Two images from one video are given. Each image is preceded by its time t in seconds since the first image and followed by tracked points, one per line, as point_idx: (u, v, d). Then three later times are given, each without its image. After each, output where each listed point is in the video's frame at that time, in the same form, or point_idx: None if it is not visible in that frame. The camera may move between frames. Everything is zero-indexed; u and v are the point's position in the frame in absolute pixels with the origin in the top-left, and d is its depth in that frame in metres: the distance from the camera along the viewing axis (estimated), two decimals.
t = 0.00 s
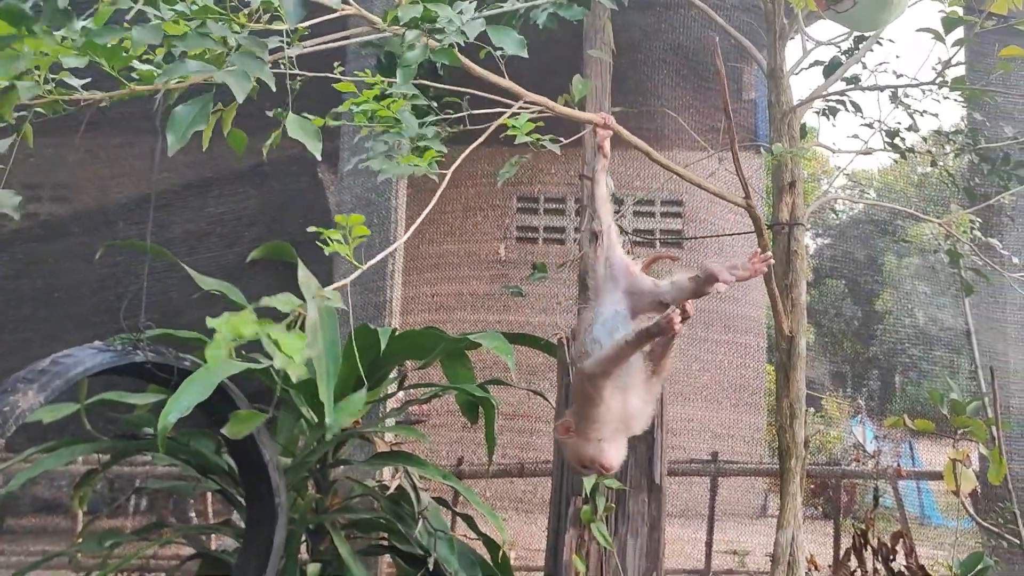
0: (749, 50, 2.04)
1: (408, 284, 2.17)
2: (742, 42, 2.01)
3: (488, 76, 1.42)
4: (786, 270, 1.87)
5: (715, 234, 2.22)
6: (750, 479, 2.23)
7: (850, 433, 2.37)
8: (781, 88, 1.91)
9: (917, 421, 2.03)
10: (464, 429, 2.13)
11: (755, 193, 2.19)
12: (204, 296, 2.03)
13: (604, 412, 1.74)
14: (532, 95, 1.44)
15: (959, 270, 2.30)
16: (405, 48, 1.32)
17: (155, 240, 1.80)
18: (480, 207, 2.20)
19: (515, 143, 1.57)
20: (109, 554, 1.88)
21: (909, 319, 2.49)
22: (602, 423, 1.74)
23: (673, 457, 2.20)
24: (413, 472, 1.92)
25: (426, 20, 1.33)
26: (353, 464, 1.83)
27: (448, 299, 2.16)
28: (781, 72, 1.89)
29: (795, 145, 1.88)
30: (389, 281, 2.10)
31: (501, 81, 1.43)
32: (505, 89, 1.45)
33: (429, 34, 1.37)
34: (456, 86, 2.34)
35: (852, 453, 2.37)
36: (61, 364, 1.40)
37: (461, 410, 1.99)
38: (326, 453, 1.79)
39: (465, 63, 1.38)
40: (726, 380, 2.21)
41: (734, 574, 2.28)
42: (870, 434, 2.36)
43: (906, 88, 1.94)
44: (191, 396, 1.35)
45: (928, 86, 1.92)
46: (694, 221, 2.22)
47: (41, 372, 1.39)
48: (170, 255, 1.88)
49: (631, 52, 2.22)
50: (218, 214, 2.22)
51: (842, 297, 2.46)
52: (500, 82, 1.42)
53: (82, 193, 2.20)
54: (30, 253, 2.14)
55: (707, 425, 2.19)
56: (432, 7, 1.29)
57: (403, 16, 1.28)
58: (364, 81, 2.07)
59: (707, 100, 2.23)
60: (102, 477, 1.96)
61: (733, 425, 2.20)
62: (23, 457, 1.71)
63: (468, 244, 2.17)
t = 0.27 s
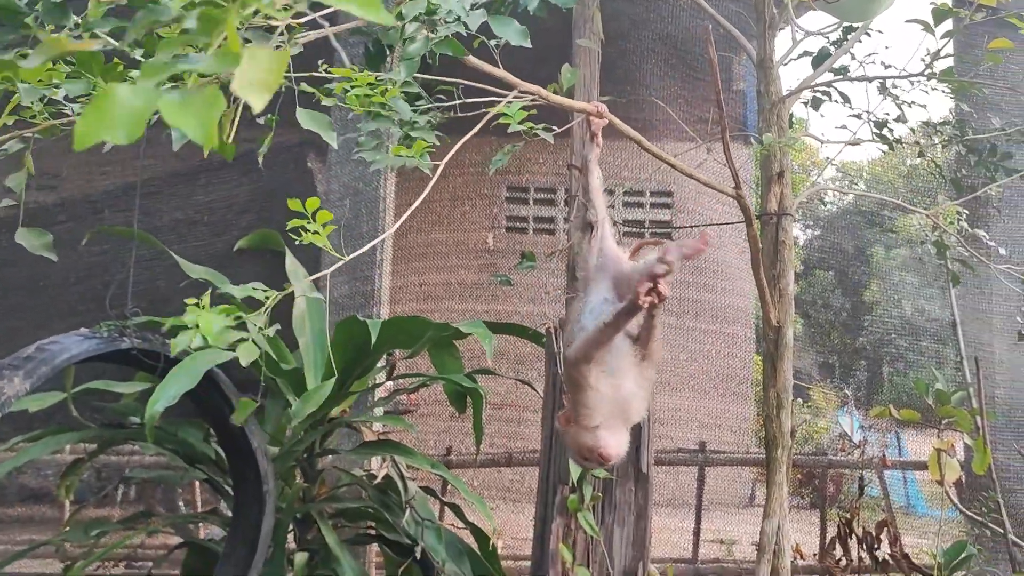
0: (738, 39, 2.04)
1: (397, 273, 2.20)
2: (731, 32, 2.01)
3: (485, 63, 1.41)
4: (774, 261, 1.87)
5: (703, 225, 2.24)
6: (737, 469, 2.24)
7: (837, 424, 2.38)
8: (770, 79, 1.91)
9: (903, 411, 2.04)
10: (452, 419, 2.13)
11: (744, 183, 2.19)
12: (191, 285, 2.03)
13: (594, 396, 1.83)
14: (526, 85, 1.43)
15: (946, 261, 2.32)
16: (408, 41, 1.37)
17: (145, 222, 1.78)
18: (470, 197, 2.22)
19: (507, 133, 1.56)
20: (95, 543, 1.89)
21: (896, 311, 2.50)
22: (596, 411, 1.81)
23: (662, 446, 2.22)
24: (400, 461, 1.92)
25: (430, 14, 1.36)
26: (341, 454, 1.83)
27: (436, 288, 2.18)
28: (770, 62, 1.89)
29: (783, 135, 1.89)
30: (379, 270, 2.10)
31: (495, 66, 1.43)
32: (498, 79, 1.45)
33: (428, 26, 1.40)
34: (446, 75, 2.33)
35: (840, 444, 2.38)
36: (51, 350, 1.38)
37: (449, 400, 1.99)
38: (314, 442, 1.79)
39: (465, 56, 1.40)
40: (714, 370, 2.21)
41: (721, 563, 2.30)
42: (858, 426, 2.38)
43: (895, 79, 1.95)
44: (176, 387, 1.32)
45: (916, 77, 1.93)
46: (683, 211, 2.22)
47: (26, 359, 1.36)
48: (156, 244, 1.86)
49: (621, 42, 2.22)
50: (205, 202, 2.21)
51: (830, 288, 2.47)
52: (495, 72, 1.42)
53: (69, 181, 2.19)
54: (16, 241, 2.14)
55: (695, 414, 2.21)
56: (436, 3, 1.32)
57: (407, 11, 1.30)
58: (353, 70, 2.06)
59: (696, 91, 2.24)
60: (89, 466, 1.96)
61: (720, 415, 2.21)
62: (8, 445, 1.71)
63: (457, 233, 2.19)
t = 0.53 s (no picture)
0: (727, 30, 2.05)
1: (387, 264, 2.22)
2: (721, 23, 2.01)
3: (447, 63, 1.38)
4: (761, 252, 1.88)
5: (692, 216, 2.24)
6: (725, 459, 2.25)
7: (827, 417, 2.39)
8: (758, 70, 1.91)
9: (890, 402, 2.05)
10: (442, 409, 2.15)
11: (733, 175, 2.19)
12: (179, 276, 2.03)
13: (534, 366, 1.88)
14: (500, 83, 1.42)
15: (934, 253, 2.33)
16: (363, 49, 1.32)
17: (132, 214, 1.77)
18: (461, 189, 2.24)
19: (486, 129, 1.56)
20: (83, 532, 1.89)
21: (887, 304, 2.49)
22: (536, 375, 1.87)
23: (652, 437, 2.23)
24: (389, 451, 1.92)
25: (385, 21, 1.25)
26: (330, 444, 1.83)
27: (425, 279, 2.20)
28: (759, 53, 1.89)
29: (772, 126, 1.89)
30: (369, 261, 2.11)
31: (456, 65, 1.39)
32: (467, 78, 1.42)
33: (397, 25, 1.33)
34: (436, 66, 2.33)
35: (828, 436, 2.39)
36: (38, 341, 1.35)
37: (438, 391, 1.99)
38: (303, 432, 1.79)
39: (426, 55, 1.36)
40: (702, 361, 2.23)
41: (709, 553, 2.31)
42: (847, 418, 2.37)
43: (884, 71, 1.95)
44: (157, 373, 1.32)
45: (905, 68, 1.93)
46: (673, 203, 2.23)
47: (12, 351, 1.33)
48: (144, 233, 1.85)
49: (612, 33, 2.23)
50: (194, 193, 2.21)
51: (821, 280, 2.47)
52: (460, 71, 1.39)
53: (58, 171, 2.19)
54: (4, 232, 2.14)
55: (684, 406, 2.21)
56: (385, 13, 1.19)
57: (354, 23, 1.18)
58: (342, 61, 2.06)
59: (685, 82, 2.25)
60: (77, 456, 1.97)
61: (708, 406, 2.23)
62: None
63: (446, 225, 2.21)
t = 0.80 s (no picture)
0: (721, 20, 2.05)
1: (380, 254, 2.21)
2: (715, 14, 2.01)
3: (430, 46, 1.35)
4: (753, 244, 1.88)
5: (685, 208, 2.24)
6: (717, 451, 2.26)
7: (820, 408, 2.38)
8: (751, 61, 1.91)
9: (882, 394, 2.06)
10: (433, 400, 2.14)
11: (727, 166, 2.19)
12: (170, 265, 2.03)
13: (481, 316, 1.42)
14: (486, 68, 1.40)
15: (925, 245, 2.33)
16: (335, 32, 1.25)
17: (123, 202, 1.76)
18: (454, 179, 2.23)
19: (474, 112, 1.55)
20: (74, 522, 1.88)
21: (880, 296, 2.50)
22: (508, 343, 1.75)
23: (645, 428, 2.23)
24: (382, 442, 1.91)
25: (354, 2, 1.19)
26: (322, 434, 1.82)
27: (418, 270, 2.20)
28: (752, 44, 1.89)
29: (764, 117, 1.89)
30: (361, 252, 2.11)
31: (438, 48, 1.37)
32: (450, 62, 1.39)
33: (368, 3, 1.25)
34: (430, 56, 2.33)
35: (820, 428, 2.40)
36: (25, 332, 1.34)
37: (431, 382, 1.99)
38: (295, 422, 1.79)
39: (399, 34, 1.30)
40: (694, 352, 2.24)
41: (702, 545, 2.32)
42: (839, 408, 2.37)
43: (877, 62, 1.95)
44: (155, 361, 1.31)
45: (897, 59, 1.93)
46: (666, 194, 2.22)
47: (2, 343, 1.33)
48: (136, 223, 1.84)
49: (605, 23, 2.23)
50: (186, 183, 2.22)
51: (814, 273, 2.47)
52: (445, 54, 1.36)
53: (49, 161, 2.18)
54: None
55: (675, 397, 2.22)
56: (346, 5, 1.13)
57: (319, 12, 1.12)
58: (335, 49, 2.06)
59: (679, 72, 2.25)
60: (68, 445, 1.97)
61: (700, 398, 2.24)
62: None
63: (439, 215, 2.20)
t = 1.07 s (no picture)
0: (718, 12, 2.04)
1: (375, 246, 2.19)
2: (711, 6, 2.00)
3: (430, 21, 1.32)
4: (749, 237, 1.88)
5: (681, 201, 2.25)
6: (712, 444, 2.26)
7: (817, 403, 2.39)
8: (747, 54, 1.91)
9: (876, 387, 2.06)
10: (429, 392, 2.13)
11: (723, 159, 2.19)
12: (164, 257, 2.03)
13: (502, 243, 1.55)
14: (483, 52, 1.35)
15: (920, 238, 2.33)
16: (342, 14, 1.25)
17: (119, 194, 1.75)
18: (450, 171, 2.22)
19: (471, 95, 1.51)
20: (68, 514, 1.87)
21: (875, 290, 2.50)
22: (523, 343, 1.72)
23: (640, 421, 2.23)
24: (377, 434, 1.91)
25: None
26: (316, 426, 1.81)
27: (414, 262, 2.19)
28: (747, 36, 1.89)
29: (760, 110, 1.89)
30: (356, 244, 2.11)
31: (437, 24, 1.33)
32: (448, 41, 1.36)
33: None
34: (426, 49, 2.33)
35: (815, 421, 2.40)
36: (18, 323, 1.34)
37: (426, 374, 1.98)
38: (290, 415, 1.78)
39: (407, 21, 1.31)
40: (689, 346, 2.24)
41: (697, 538, 2.33)
42: (834, 402, 2.40)
43: (872, 55, 1.95)
44: (149, 352, 1.30)
45: (893, 51, 1.93)
46: (663, 187, 2.22)
47: None
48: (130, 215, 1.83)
49: (602, 15, 2.23)
50: (180, 175, 2.21)
51: (810, 267, 2.46)
52: (442, 33, 1.33)
53: (42, 151, 2.17)
54: None
55: (671, 390, 2.22)
56: None
57: None
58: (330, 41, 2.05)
59: (675, 65, 2.25)
60: (62, 437, 1.97)
61: (697, 391, 2.24)
62: None
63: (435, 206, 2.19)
